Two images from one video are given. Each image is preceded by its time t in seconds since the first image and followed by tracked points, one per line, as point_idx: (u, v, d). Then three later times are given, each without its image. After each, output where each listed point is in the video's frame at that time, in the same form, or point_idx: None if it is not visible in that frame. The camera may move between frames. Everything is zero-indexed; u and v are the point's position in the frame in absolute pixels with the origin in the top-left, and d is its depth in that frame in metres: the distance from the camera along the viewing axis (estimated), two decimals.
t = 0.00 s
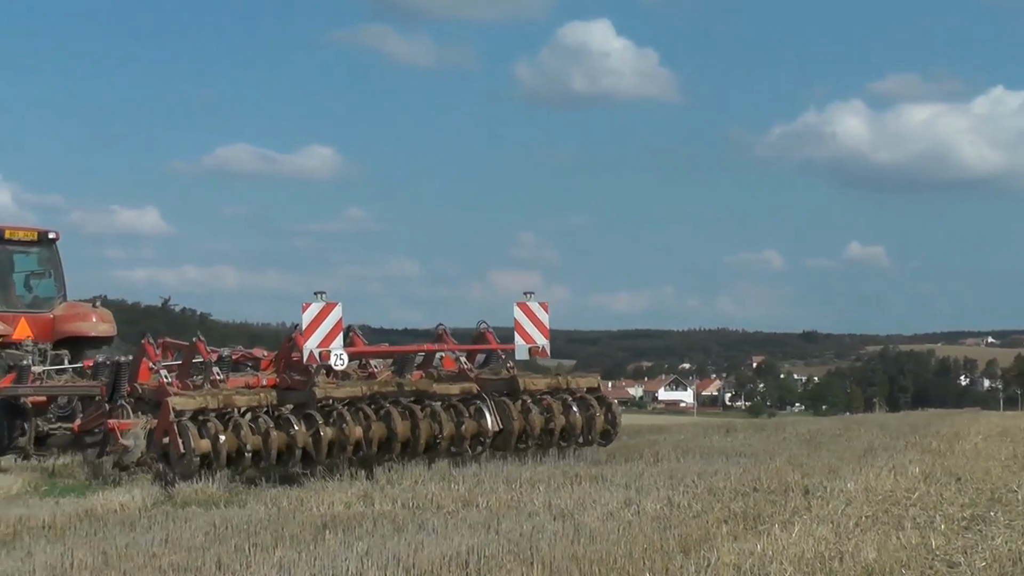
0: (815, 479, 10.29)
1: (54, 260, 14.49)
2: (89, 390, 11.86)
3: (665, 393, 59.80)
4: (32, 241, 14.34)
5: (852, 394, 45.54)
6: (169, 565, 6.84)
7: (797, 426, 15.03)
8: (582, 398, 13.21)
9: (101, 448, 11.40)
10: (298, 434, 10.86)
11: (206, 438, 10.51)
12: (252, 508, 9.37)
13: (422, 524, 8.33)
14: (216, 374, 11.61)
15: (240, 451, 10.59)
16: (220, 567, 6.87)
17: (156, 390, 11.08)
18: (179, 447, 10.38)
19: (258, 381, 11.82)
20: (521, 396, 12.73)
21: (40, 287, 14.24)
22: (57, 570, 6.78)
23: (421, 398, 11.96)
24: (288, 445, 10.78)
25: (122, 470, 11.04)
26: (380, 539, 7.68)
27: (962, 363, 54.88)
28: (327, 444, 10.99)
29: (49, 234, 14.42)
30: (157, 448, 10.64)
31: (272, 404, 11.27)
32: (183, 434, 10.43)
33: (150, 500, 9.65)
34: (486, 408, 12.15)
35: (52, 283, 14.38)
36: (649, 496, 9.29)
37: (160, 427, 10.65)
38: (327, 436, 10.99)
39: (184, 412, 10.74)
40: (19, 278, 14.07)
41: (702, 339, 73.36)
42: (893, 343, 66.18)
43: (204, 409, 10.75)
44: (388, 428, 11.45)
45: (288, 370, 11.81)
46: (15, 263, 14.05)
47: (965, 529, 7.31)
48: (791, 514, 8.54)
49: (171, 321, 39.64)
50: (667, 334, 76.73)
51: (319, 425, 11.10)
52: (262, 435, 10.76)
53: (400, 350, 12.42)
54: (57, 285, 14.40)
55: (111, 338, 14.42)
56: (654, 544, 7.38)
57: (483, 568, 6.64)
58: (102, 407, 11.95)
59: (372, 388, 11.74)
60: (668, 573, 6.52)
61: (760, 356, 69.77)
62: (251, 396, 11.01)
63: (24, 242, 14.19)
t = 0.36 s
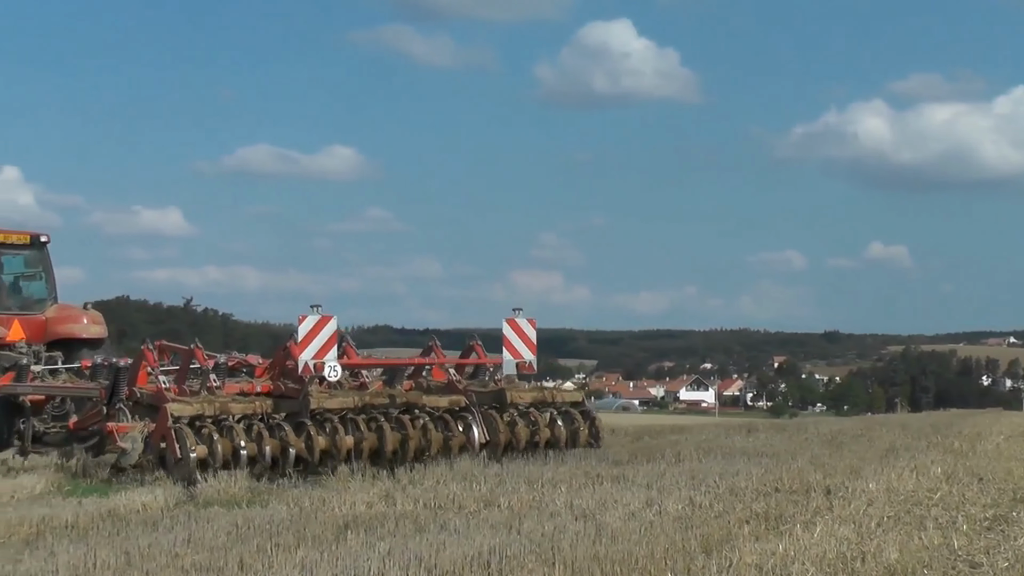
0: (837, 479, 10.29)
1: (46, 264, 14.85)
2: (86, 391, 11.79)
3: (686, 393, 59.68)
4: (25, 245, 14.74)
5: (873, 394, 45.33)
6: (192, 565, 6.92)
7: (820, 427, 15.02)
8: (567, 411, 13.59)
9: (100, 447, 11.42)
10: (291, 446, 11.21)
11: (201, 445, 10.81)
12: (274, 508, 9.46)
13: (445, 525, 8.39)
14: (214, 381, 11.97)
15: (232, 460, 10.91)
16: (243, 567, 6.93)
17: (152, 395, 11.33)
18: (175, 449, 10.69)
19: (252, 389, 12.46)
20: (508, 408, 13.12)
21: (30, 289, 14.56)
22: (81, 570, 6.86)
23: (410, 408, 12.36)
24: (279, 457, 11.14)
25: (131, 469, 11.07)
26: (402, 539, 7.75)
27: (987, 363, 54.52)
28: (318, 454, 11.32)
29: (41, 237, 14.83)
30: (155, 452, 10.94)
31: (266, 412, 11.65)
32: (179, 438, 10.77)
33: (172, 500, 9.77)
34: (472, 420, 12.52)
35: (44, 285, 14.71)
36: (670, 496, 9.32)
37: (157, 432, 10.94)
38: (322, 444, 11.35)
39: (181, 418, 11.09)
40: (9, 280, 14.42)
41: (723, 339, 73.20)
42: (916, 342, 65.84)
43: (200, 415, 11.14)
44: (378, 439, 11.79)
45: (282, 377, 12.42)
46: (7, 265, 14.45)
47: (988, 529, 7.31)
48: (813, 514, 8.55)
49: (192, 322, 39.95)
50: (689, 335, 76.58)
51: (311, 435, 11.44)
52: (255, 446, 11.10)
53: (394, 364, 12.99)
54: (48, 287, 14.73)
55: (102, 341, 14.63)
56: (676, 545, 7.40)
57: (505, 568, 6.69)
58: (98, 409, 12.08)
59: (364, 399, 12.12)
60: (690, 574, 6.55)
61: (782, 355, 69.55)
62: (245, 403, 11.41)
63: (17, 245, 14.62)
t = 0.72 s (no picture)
0: (859, 479, 10.29)
1: (35, 268, 15.47)
2: (85, 400, 11.73)
3: (708, 393, 59.52)
4: (16, 248, 15.34)
5: (896, 395, 45.06)
6: (213, 565, 7.00)
7: (842, 426, 14.99)
8: (551, 417, 14.08)
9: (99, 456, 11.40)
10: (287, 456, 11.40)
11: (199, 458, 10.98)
12: (295, 508, 9.55)
13: (466, 525, 8.44)
14: (209, 394, 12.12)
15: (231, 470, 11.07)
16: (265, 567, 7.02)
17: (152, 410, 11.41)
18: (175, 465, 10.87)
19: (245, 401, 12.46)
20: (496, 416, 13.49)
21: (22, 291, 15.19)
22: (103, 570, 6.95)
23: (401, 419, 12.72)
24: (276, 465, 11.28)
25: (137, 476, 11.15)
26: (424, 539, 7.81)
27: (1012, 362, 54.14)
28: (313, 464, 11.52)
29: (32, 242, 15.41)
30: (154, 463, 11.13)
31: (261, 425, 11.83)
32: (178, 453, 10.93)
33: (194, 500, 9.86)
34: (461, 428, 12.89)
35: (33, 287, 15.34)
36: (692, 496, 9.34)
37: (157, 445, 11.10)
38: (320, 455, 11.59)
39: (178, 432, 11.25)
40: None
41: (745, 339, 73.00)
42: (940, 342, 65.42)
43: (198, 429, 11.32)
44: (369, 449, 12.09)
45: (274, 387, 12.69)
46: None
47: (1010, 529, 7.30)
48: (835, 514, 8.55)
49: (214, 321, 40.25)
50: (710, 335, 76.41)
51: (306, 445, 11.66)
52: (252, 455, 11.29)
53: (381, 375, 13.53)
54: (37, 288, 15.38)
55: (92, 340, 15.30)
56: (697, 545, 7.42)
57: (526, 568, 6.74)
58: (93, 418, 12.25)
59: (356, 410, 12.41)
60: (711, 573, 6.58)
61: (805, 355, 69.28)
62: (242, 418, 11.57)
63: (8, 250, 15.20)
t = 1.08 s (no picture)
0: (887, 479, 10.27)
1: (27, 269, 15.76)
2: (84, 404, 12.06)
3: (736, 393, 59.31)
4: (6, 250, 15.64)
5: (924, 395, 44.77)
6: (241, 565, 7.08)
7: (869, 427, 14.93)
8: (541, 419, 14.12)
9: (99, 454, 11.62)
10: (285, 454, 11.61)
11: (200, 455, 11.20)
12: (322, 508, 9.63)
13: (493, 524, 8.50)
14: (208, 397, 12.42)
15: (230, 468, 11.29)
16: (292, 566, 7.10)
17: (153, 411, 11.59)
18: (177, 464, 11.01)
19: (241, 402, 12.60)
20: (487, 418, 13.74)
21: (15, 291, 15.47)
22: (132, 570, 7.05)
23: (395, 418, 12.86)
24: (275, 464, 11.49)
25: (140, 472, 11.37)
26: (451, 539, 7.87)
27: None
28: (310, 463, 11.74)
29: (23, 243, 15.73)
30: (155, 462, 11.25)
31: (260, 425, 12.01)
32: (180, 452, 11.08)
33: (222, 500, 9.97)
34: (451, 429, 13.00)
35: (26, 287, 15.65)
36: (719, 496, 9.35)
37: (158, 444, 11.24)
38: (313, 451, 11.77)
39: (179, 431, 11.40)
40: None
41: (773, 339, 72.71)
42: (969, 342, 64.92)
43: (198, 429, 11.47)
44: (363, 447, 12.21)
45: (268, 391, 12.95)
46: None
47: None
48: (863, 515, 8.55)
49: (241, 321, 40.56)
50: (737, 334, 76.16)
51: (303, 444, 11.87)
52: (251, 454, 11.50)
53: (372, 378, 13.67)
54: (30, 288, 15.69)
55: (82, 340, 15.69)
56: (725, 545, 7.44)
57: (554, 568, 6.79)
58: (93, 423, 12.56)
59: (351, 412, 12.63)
60: (739, 573, 6.61)
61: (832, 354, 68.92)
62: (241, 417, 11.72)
63: (0, 251, 15.48)
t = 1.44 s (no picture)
0: (916, 479, 10.27)
1: (28, 272, 15.96)
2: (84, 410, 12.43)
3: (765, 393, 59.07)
4: (9, 253, 15.88)
5: (953, 395, 44.43)
6: (270, 565, 7.19)
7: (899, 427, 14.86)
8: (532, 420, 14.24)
9: (99, 457, 11.99)
10: (284, 454, 11.89)
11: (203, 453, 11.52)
12: (352, 508, 9.73)
13: (521, 524, 8.57)
14: (208, 399, 12.83)
15: (231, 466, 11.62)
16: (321, 566, 7.21)
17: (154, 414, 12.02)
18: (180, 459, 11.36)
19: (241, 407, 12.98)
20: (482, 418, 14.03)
21: (15, 293, 15.66)
22: (163, 569, 7.16)
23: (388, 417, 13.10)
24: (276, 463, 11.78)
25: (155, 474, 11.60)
26: (480, 539, 7.94)
27: None
28: (308, 461, 12.04)
29: (25, 247, 15.95)
30: (159, 462, 11.64)
31: (260, 424, 12.29)
32: (181, 448, 11.48)
33: (252, 500, 10.10)
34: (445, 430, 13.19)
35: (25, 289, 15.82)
36: (747, 497, 9.38)
37: (162, 443, 11.64)
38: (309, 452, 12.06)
39: (182, 432, 11.79)
40: None
41: (802, 339, 72.36)
42: (1001, 341, 64.37)
43: (199, 428, 11.88)
44: (359, 447, 12.45)
45: (268, 397, 13.23)
46: None
47: None
48: (892, 515, 8.55)
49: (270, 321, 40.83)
50: (766, 334, 75.83)
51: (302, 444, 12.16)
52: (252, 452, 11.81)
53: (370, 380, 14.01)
54: (29, 290, 15.86)
55: (80, 342, 15.85)
56: (754, 545, 7.48)
57: (583, 568, 6.85)
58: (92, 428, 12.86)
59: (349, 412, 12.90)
60: (768, 574, 6.65)
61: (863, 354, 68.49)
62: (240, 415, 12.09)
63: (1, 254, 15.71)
